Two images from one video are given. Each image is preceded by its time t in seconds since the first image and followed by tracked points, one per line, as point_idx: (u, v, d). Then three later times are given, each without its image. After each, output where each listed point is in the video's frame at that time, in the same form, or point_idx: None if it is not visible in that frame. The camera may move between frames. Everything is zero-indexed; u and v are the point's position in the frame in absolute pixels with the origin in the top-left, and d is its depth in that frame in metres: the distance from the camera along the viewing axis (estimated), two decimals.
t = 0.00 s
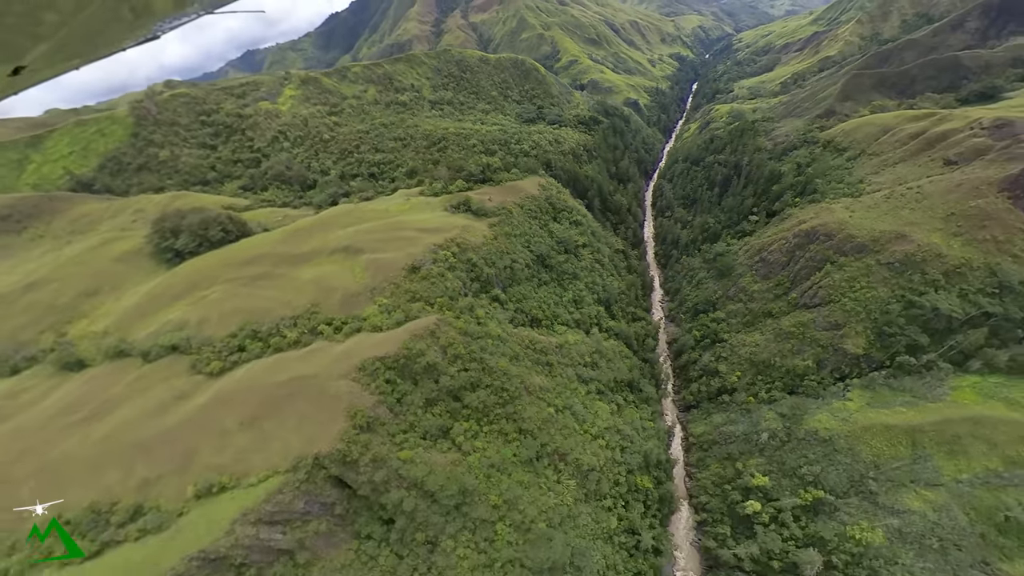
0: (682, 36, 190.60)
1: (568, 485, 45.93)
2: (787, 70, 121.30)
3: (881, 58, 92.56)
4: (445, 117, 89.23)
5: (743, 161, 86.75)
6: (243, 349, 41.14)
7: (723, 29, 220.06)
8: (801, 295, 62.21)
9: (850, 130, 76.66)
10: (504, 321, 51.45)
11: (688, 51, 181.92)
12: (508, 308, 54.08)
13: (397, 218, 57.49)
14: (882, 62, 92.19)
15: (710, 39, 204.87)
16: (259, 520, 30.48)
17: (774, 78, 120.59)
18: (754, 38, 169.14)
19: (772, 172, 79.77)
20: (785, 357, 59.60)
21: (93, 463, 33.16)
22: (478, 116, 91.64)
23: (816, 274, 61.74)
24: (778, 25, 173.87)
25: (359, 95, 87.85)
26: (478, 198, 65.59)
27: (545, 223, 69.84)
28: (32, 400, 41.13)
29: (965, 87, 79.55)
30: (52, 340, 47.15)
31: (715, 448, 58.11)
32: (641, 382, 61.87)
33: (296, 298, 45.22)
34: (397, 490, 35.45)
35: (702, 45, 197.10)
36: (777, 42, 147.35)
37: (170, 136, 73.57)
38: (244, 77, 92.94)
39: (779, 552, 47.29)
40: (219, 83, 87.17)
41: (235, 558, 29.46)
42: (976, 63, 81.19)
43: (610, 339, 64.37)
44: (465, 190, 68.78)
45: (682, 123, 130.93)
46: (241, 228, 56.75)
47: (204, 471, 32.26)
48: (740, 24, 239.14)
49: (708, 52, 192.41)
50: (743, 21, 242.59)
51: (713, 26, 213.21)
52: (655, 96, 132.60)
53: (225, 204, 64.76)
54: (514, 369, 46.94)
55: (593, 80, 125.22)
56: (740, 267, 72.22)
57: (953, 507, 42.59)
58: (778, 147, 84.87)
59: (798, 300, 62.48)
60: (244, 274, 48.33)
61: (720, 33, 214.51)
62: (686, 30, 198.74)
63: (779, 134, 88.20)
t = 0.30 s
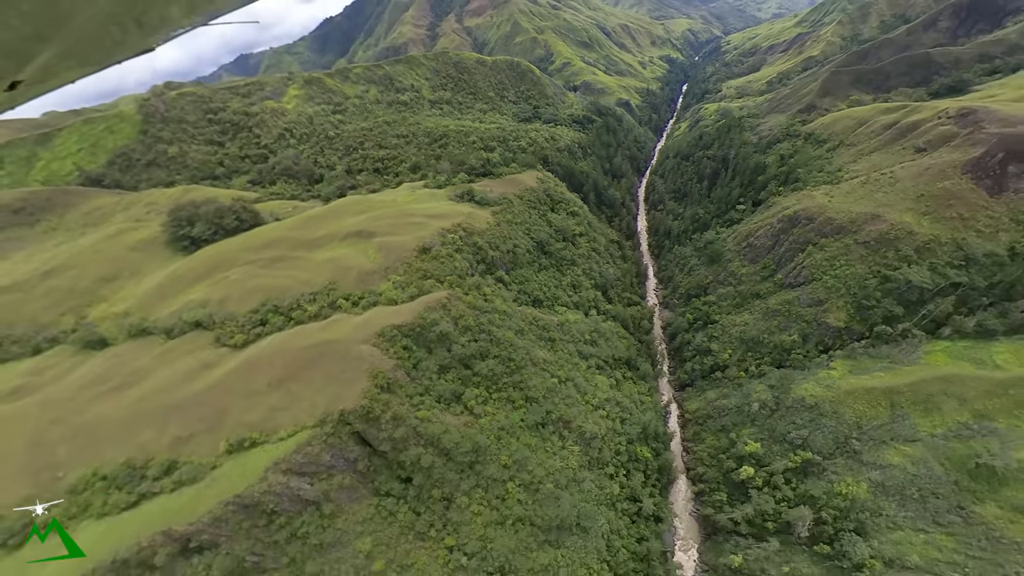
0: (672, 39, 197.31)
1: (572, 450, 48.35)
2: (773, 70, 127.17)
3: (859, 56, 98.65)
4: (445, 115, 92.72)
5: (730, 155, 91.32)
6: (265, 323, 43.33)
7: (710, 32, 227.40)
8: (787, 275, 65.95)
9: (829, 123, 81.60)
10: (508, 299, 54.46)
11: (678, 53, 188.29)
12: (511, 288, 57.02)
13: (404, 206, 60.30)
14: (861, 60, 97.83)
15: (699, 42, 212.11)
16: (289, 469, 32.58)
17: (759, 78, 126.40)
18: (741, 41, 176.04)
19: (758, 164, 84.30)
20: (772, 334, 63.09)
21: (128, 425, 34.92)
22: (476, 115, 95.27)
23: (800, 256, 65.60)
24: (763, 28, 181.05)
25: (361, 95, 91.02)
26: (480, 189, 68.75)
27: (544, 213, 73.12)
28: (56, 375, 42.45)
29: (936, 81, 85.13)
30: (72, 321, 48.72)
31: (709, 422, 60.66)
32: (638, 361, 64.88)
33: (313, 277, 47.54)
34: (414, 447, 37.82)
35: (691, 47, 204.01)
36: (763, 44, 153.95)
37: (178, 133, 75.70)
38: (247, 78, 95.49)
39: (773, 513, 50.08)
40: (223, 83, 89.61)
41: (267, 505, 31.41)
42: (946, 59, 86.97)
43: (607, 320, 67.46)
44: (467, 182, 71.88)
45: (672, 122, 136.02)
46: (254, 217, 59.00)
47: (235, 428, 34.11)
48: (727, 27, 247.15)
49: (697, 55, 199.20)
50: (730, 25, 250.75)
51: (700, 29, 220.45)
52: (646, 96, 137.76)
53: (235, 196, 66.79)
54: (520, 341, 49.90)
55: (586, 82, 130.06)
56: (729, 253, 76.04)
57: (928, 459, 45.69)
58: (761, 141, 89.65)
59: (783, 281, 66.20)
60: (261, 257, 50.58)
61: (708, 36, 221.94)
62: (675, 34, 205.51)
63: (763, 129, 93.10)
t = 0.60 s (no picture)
0: (663, 42, 203.90)
1: (574, 423, 50.83)
2: (760, 71, 132.77)
3: (841, 56, 104.10)
4: (445, 115, 95.91)
5: (719, 152, 95.55)
6: (282, 302, 45.35)
7: (700, 35, 234.44)
8: (773, 261, 69.34)
9: (811, 119, 86.16)
10: (511, 283, 57.28)
11: (669, 56, 194.48)
12: (513, 274, 59.81)
13: (410, 198, 62.97)
14: (843, 60, 103.43)
15: (689, 45, 218.99)
16: (313, 430, 34.63)
17: (747, 79, 131.91)
18: (730, 43, 182.64)
19: (745, 158, 88.45)
20: (762, 316, 66.22)
21: (155, 395, 36.59)
22: (474, 115, 98.59)
23: (785, 242, 69.09)
24: (751, 32, 187.91)
25: (363, 96, 93.97)
26: (481, 184, 71.78)
27: (542, 207, 76.22)
28: (75, 355, 43.73)
29: (912, 78, 90.35)
30: (90, 307, 50.23)
31: (703, 402, 63.46)
32: (635, 345, 67.64)
33: (326, 261, 49.87)
34: (427, 415, 40.10)
35: (682, 50, 210.66)
36: (751, 47, 160.36)
37: (185, 132, 77.75)
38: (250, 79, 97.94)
39: (765, 483, 52.53)
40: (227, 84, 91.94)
41: (293, 463, 33.30)
42: (921, 58, 92.39)
43: (604, 307, 70.30)
44: (468, 177, 74.72)
45: (664, 123, 140.83)
46: (264, 208, 61.09)
47: (260, 394, 36.11)
48: (716, 31, 255.07)
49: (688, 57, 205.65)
50: (719, 28, 258.59)
51: (689, 34, 227.22)
52: (638, 97, 142.64)
53: (244, 190, 68.76)
54: (523, 322, 52.86)
55: (579, 84, 134.53)
56: (719, 242, 79.47)
57: (907, 423, 48.50)
58: (748, 138, 94.11)
59: (770, 267, 69.55)
60: (274, 245, 52.75)
61: (698, 39, 228.87)
62: (666, 38, 212.08)
63: (749, 127, 97.71)
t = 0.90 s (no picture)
0: (652, 45, 210.63)
1: (574, 395, 53.63)
2: (745, 71, 138.66)
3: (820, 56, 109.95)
4: (443, 114, 99.46)
5: (706, 147, 100.34)
6: (298, 281, 47.88)
7: (688, 38, 241.69)
8: (758, 247, 73.32)
9: (791, 115, 91.26)
10: (512, 266, 60.43)
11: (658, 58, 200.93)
12: (514, 258, 62.96)
13: (414, 189, 66.07)
14: (823, 59, 109.34)
15: (677, 48, 226.12)
16: (335, 390, 37.27)
17: (733, 79, 137.80)
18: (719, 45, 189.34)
19: (731, 152, 93.10)
20: (749, 297, 69.81)
21: (183, 362, 38.87)
22: (471, 114, 102.28)
23: (769, 228, 73.22)
24: (738, 34, 195.07)
25: (363, 95, 97.18)
26: (481, 176, 75.20)
27: (539, 198, 79.69)
28: (97, 333, 45.59)
29: (885, 75, 96.06)
30: (107, 292, 52.15)
31: (696, 379, 66.78)
32: (630, 327, 70.90)
33: (338, 244, 52.62)
34: (439, 381, 42.94)
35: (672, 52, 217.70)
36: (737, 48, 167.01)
37: (191, 129, 80.03)
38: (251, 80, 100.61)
39: (755, 449, 55.62)
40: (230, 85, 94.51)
41: (317, 419, 35.80)
42: (894, 56, 98.26)
43: (600, 292, 73.63)
44: (468, 171, 78.02)
45: (654, 122, 146.08)
46: (272, 200, 63.53)
47: (284, 358, 38.86)
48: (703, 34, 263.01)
49: (677, 59, 212.44)
50: (706, 31, 266.63)
51: (676, 37, 234.23)
52: (628, 97, 147.90)
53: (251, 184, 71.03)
54: (525, 300, 56.06)
55: (572, 84, 139.45)
56: (708, 231, 83.51)
57: (883, 386, 52.14)
58: (733, 133, 98.96)
59: (755, 251, 73.57)
60: (287, 231, 55.34)
61: (686, 42, 236.25)
62: (655, 40, 218.90)
63: (734, 123, 102.74)
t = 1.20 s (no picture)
0: (643, 49, 217.28)
1: (573, 373, 56.29)
2: (732, 74, 144.30)
3: (804, 57, 115.95)
4: (441, 114, 102.94)
5: (695, 145, 104.82)
6: (312, 265, 50.19)
7: (677, 42, 248.95)
8: (745, 236, 77.05)
9: (775, 113, 96.05)
10: (512, 254, 63.36)
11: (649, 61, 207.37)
12: (514, 246, 65.89)
13: (417, 183, 69.00)
14: (805, 60, 115.16)
15: (668, 52, 233.15)
16: (352, 359, 39.64)
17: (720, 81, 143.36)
18: (708, 49, 196.07)
19: (718, 149, 97.42)
20: (738, 284, 73.11)
21: (205, 338, 40.94)
22: (469, 115, 105.82)
23: (755, 219, 76.98)
24: (725, 38, 202.21)
25: (364, 97, 100.37)
26: (480, 172, 78.34)
27: (536, 193, 82.88)
28: (114, 316, 47.18)
29: (863, 74, 101.43)
30: (122, 279, 53.90)
31: (689, 362, 69.68)
32: (625, 314, 73.84)
33: (348, 232, 55.14)
34: (447, 355, 45.47)
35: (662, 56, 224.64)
36: (725, 52, 173.34)
37: (197, 128, 82.28)
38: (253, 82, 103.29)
39: (746, 424, 58.41)
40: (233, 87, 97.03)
41: (337, 385, 38.04)
42: (871, 57, 103.87)
43: (596, 281, 76.67)
44: (468, 168, 81.12)
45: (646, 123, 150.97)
46: (280, 194, 65.81)
47: (303, 332, 41.24)
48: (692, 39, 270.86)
49: (668, 63, 219.15)
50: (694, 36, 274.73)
51: (666, 42, 241.39)
52: (620, 100, 152.87)
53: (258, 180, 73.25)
54: (525, 285, 58.95)
55: (565, 87, 144.05)
56: (698, 224, 87.17)
57: (863, 358, 55.50)
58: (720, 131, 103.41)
59: (743, 241, 77.31)
60: (297, 221, 57.73)
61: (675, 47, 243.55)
62: (646, 45, 225.68)
63: (720, 122, 107.39)
